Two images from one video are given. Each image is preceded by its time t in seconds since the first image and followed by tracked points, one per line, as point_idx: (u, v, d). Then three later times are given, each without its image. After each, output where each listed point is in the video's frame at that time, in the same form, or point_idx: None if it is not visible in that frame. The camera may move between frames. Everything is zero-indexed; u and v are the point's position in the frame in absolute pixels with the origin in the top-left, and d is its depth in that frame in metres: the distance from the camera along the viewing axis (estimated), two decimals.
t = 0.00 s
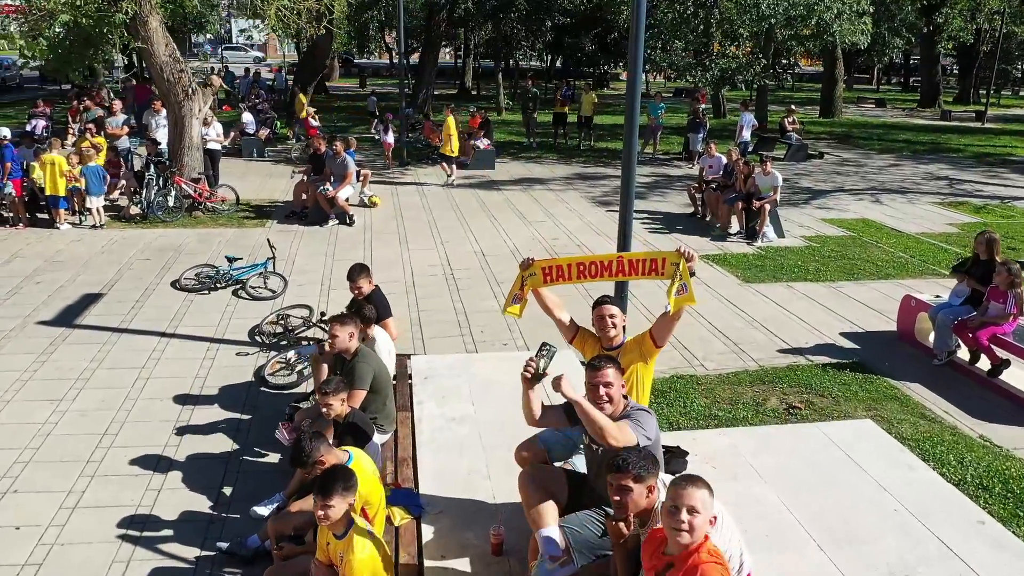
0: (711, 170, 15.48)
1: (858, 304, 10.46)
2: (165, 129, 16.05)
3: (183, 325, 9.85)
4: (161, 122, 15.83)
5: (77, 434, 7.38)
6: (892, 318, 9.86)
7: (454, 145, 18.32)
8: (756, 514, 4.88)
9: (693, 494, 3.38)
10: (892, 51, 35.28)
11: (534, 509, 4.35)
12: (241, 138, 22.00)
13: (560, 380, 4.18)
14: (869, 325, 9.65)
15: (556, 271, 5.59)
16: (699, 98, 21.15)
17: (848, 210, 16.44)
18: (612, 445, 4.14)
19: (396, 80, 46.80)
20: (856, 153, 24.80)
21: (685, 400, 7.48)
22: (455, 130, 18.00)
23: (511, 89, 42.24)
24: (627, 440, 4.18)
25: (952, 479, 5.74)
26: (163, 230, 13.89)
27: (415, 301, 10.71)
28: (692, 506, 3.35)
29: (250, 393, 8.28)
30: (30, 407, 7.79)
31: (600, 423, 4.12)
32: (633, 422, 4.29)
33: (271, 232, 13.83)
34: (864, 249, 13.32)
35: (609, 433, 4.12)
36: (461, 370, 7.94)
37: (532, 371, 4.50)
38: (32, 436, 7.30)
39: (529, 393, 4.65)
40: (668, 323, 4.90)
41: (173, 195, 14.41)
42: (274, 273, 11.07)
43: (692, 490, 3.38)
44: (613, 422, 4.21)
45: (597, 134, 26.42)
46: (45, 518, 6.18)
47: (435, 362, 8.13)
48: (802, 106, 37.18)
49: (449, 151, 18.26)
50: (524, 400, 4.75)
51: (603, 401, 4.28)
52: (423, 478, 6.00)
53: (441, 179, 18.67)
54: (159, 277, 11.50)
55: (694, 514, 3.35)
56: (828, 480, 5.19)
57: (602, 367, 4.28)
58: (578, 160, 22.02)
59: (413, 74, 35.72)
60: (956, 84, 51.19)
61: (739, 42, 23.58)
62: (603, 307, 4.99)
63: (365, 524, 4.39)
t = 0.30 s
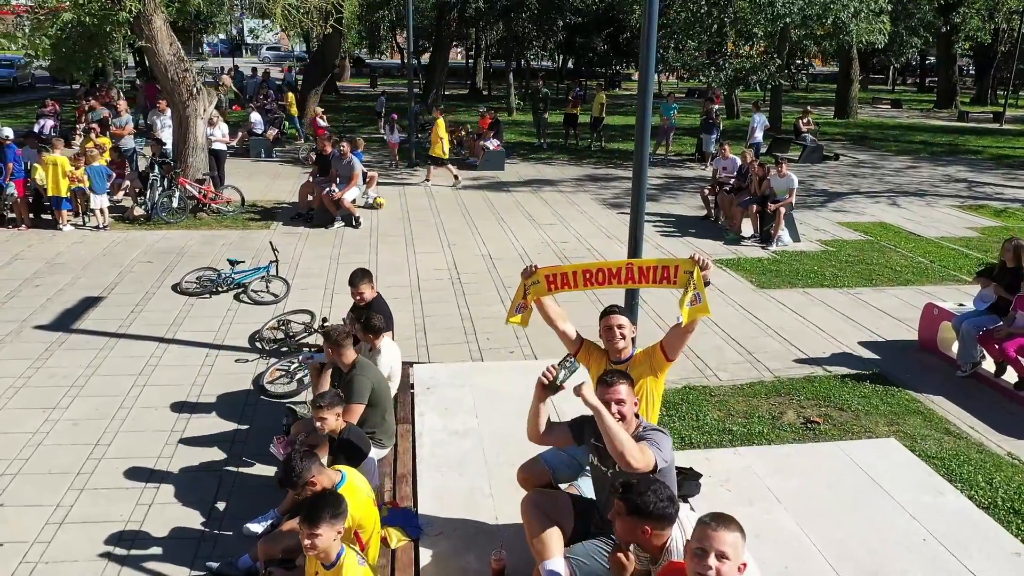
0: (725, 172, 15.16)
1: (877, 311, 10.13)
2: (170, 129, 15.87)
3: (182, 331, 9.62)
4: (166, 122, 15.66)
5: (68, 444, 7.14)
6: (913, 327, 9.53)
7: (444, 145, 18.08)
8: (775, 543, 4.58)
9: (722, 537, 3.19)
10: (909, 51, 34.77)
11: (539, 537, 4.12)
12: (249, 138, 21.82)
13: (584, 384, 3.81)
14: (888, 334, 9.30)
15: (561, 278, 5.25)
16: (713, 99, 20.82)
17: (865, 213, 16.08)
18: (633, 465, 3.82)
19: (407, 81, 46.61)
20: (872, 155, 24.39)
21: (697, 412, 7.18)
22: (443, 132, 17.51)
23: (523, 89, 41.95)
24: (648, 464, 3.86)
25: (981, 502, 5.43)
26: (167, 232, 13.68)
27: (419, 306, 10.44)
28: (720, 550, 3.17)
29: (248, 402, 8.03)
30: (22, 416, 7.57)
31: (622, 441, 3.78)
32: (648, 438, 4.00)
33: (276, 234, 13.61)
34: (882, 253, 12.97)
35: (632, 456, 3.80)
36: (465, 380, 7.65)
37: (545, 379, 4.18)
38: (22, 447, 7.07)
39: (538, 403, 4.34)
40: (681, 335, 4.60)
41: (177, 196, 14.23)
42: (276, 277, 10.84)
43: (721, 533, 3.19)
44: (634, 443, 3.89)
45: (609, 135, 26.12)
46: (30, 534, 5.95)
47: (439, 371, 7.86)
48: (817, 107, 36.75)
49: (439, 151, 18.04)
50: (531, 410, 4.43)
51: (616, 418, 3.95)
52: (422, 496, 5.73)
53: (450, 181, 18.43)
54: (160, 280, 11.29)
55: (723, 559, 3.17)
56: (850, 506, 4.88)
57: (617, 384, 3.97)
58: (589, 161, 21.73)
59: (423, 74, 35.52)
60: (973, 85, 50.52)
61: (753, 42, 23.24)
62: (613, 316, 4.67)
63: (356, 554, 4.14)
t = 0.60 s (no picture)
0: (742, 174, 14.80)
1: (901, 320, 9.76)
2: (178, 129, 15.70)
3: (184, 336, 9.39)
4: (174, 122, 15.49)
5: (61, 454, 6.93)
6: (938, 336, 9.16)
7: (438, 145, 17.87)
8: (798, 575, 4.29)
9: None
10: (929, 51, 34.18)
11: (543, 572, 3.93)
12: (260, 138, 21.65)
13: (589, 405, 3.54)
14: (911, 343, 8.96)
15: (569, 290, 5.02)
16: (729, 99, 20.45)
17: (886, 217, 15.69)
18: (640, 492, 3.54)
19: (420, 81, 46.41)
20: (892, 156, 23.93)
21: (713, 426, 6.87)
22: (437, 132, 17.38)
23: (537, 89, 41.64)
24: (655, 494, 3.57)
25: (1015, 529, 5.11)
26: (173, 233, 13.49)
27: (427, 311, 10.18)
28: None
29: (248, 410, 7.79)
30: (15, 424, 7.36)
31: (626, 469, 3.48)
32: (661, 467, 3.70)
33: (283, 236, 13.39)
34: (904, 258, 12.60)
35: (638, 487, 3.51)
36: (472, 390, 7.37)
37: (551, 400, 3.90)
38: (13, 457, 6.86)
39: (544, 425, 4.05)
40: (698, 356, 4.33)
41: (185, 197, 14.05)
42: (281, 281, 10.61)
43: None
44: (642, 471, 3.59)
45: (624, 136, 25.79)
46: (16, 550, 5.71)
47: (445, 380, 7.59)
48: (835, 108, 36.23)
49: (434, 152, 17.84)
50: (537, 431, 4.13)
51: (626, 444, 3.67)
52: (423, 515, 5.46)
53: (461, 182, 18.19)
54: (164, 283, 11.09)
55: None
56: (877, 534, 4.59)
57: (629, 406, 3.67)
58: (602, 162, 21.42)
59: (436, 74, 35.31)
60: (994, 85, 49.78)
61: (771, 42, 22.84)
62: (625, 329, 4.34)
63: None
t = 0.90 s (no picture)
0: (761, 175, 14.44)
1: (927, 328, 9.40)
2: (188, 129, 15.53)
3: (187, 341, 9.17)
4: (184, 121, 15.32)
5: (56, 463, 6.71)
6: (967, 347, 8.80)
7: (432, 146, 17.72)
8: None
9: None
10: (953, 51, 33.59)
11: None
12: (272, 138, 21.47)
13: (584, 448, 3.35)
14: (939, 354, 8.60)
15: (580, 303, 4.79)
16: (748, 100, 20.06)
17: (909, 220, 15.29)
18: (648, 529, 3.22)
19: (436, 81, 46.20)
20: (914, 158, 23.45)
21: (733, 441, 6.57)
22: (431, 132, 17.15)
23: (553, 89, 41.36)
24: (669, 531, 3.28)
25: None
26: (181, 234, 13.30)
27: (436, 317, 9.91)
28: None
29: (250, 419, 7.55)
30: (11, 431, 7.15)
31: (632, 510, 3.19)
32: (677, 497, 3.42)
33: (293, 238, 13.18)
34: (928, 263, 12.22)
35: (648, 527, 3.22)
36: (480, 401, 7.10)
37: (542, 438, 3.68)
38: (7, 467, 6.64)
39: (543, 462, 3.82)
40: (717, 374, 4.04)
41: (194, 198, 13.87)
42: (288, 284, 10.38)
43: None
44: (650, 509, 3.30)
45: (641, 137, 25.46)
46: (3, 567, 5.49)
47: (453, 389, 7.33)
48: (856, 109, 35.69)
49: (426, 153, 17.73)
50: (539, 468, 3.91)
51: (638, 473, 3.41)
52: (426, 537, 5.19)
53: (475, 183, 17.94)
54: (170, 285, 10.89)
55: None
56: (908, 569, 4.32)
57: (640, 432, 3.42)
58: (618, 163, 21.10)
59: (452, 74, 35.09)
60: (1018, 87, 48.98)
61: (791, 42, 22.42)
62: (640, 344, 4.05)
63: None
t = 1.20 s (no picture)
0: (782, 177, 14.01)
1: (959, 339, 9.02)
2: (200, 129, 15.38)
3: (192, 346, 8.96)
4: (197, 121, 15.16)
5: (52, 474, 6.50)
6: (1001, 359, 8.41)
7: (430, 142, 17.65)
8: None
9: None
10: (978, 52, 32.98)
11: None
12: (287, 138, 21.33)
13: None
14: (972, 366, 8.22)
15: (596, 312, 4.46)
16: (770, 100, 19.65)
17: (937, 224, 14.86)
18: None
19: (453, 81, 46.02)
20: (940, 160, 22.96)
21: (756, 458, 6.26)
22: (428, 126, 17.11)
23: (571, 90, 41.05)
24: None
25: None
26: (192, 235, 13.12)
27: (447, 322, 9.64)
28: None
29: (253, 428, 7.31)
30: (8, 439, 6.95)
31: None
32: (685, 557, 3.05)
33: (304, 240, 12.97)
34: (958, 270, 11.81)
35: None
36: (490, 413, 6.82)
37: None
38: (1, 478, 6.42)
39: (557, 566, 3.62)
40: (739, 396, 3.70)
41: (206, 198, 13.69)
42: (297, 288, 10.15)
43: None
44: None
45: (660, 137, 25.11)
46: None
47: (462, 399, 7.05)
48: (880, 110, 35.12)
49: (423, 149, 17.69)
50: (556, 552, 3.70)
51: (652, 508, 3.11)
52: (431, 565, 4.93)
53: (490, 184, 17.67)
54: (178, 288, 10.70)
55: None
56: None
57: (658, 461, 3.15)
58: (636, 164, 20.78)
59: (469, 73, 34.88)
60: None
61: (813, 41, 21.98)
62: (657, 360, 3.71)
63: None
